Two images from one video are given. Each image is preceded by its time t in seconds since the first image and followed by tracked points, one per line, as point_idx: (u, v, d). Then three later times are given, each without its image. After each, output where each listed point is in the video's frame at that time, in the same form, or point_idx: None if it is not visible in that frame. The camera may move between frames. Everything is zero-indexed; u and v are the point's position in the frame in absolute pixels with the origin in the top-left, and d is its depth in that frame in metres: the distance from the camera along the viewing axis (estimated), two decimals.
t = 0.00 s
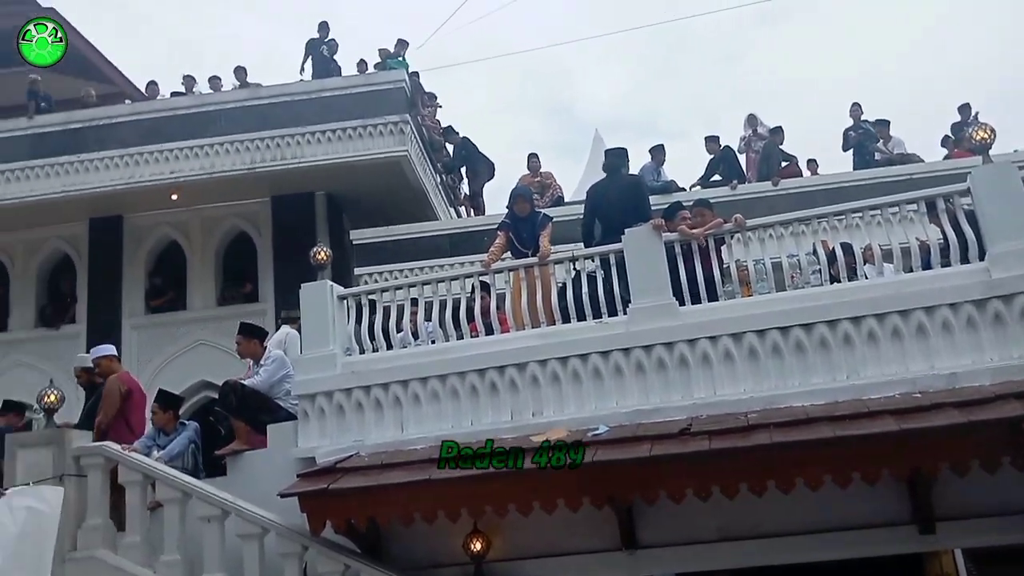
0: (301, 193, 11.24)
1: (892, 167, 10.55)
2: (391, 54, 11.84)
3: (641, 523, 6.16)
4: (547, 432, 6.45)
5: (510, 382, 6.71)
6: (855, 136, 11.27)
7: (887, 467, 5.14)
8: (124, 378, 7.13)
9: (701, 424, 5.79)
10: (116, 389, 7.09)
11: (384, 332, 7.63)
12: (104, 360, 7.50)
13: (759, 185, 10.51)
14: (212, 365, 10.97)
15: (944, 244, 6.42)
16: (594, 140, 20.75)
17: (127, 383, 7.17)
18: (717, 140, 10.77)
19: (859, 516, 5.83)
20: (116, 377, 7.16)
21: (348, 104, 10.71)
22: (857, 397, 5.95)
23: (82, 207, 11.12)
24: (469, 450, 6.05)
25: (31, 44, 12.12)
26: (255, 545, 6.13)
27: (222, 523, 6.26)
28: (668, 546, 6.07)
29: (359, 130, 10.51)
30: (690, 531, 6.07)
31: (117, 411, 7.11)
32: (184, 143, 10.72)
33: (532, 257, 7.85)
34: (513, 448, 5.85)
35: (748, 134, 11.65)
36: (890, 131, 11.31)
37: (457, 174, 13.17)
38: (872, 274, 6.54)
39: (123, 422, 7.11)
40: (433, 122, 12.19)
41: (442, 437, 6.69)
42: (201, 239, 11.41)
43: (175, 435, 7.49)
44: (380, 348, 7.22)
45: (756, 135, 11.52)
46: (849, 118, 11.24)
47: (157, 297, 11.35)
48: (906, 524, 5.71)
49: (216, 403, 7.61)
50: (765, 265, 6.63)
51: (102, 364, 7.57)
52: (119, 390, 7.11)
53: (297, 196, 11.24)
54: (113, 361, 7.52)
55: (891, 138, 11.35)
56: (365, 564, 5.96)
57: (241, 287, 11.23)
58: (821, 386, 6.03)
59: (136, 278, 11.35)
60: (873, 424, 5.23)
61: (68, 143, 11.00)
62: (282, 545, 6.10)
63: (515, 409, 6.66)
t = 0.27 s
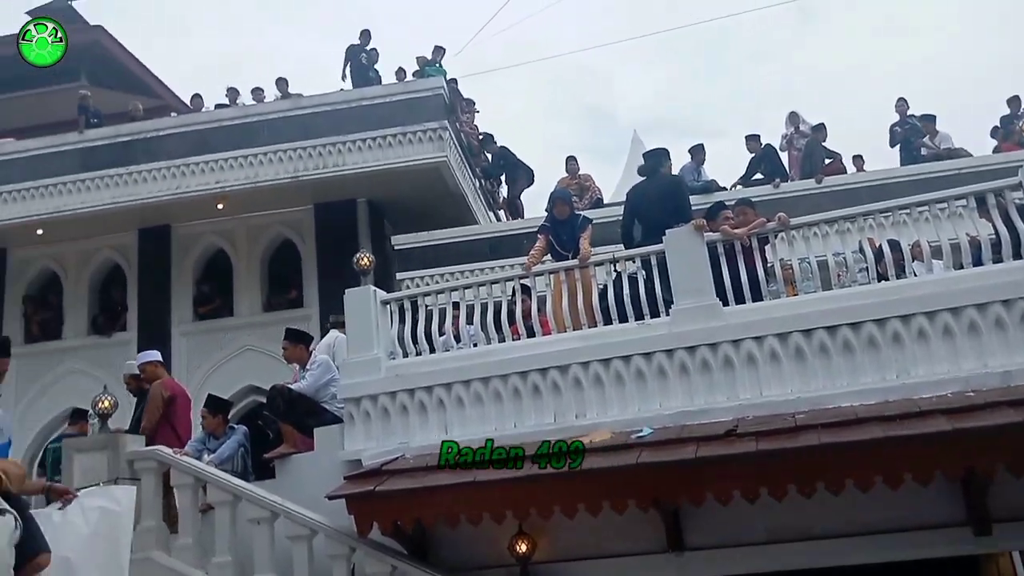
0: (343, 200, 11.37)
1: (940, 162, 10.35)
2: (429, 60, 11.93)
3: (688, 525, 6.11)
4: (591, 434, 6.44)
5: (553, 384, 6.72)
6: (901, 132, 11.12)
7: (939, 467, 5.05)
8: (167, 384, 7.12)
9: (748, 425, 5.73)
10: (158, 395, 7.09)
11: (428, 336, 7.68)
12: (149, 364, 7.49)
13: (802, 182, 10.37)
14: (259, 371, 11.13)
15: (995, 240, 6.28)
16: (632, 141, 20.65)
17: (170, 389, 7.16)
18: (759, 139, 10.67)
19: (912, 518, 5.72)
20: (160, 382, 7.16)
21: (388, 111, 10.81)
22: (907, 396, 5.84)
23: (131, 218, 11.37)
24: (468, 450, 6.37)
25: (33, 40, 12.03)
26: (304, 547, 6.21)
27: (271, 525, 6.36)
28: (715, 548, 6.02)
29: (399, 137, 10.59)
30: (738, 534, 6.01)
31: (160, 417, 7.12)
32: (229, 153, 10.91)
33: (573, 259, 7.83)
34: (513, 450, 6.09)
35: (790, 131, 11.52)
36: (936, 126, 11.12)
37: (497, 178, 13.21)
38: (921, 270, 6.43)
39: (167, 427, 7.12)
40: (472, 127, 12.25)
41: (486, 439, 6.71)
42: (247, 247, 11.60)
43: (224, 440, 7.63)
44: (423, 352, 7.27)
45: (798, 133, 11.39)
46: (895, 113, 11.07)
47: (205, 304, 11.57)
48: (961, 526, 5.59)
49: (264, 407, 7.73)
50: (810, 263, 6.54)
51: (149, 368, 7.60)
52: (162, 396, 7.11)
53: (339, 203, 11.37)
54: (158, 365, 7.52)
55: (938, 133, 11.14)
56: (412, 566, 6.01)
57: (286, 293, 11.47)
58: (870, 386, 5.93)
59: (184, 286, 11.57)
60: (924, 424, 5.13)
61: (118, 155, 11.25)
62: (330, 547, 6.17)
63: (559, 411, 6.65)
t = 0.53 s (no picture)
0: (381, 207, 11.46)
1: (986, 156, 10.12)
2: (464, 65, 11.97)
3: (731, 529, 6.06)
4: (631, 438, 6.41)
5: (591, 388, 6.70)
6: (946, 127, 10.92)
7: (988, 471, 4.94)
8: (207, 390, 7.23)
9: (791, 429, 5.66)
10: (198, 401, 7.19)
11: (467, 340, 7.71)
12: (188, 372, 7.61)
13: (844, 180, 10.21)
14: (301, 376, 11.27)
15: None
16: (670, 141, 20.48)
17: (210, 395, 7.27)
18: (798, 137, 10.53)
19: (962, 522, 5.61)
20: (200, 389, 7.27)
21: (424, 117, 10.87)
22: (955, 397, 5.73)
23: (175, 227, 11.57)
24: (467, 450, 6.59)
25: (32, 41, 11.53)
26: (347, 551, 6.28)
27: (314, 530, 6.44)
28: (758, 553, 5.95)
29: (435, 142, 10.65)
30: (782, 539, 5.94)
31: (200, 423, 7.22)
32: (268, 161, 11.06)
33: (610, 262, 7.78)
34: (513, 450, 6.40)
35: (831, 129, 11.36)
36: (981, 120, 10.88)
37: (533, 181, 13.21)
38: (967, 269, 6.30)
39: (207, 433, 7.21)
40: (508, 132, 12.27)
41: (526, 443, 6.72)
42: (288, 254, 11.75)
43: (267, 445, 7.75)
44: (462, 356, 7.31)
45: (838, 130, 11.22)
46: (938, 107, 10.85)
47: (247, 311, 11.73)
48: (1013, 531, 5.47)
49: (306, 413, 7.82)
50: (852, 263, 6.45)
51: (187, 376, 7.72)
52: (202, 402, 7.22)
53: (377, 209, 11.46)
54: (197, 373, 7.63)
55: (984, 127, 10.90)
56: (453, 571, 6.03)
57: (326, 299, 11.59)
58: (916, 387, 5.83)
59: (226, 293, 11.75)
60: (972, 427, 5.03)
61: (161, 165, 11.46)
62: (372, 551, 6.22)
63: (598, 415, 6.64)
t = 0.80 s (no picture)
0: (416, 213, 11.53)
1: None
2: (497, 70, 12.01)
3: (773, 534, 5.99)
4: (669, 441, 6.38)
5: (628, 391, 6.68)
6: (988, 122, 10.70)
7: None
8: (241, 397, 7.32)
9: (833, 432, 5.59)
10: (232, 407, 7.28)
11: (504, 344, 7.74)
12: (223, 379, 7.70)
13: (883, 178, 10.06)
14: (340, 381, 11.37)
15: None
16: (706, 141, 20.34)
17: (244, 402, 7.36)
18: (836, 135, 10.40)
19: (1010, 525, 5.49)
20: (234, 396, 7.36)
21: (457, 123, 10.92)
22: (1002, 398, 5.62)
23: (215, 236, 11.75)
24: (468, 450, 6.94)
25: (31, 43, 10.22)
26: (387, 555, 6.32)
27: (355, 534, 6.50)
28: (801, 558, 5.88)
29: (469, 148, 10.70)
30: (825, 543, 5.86)
31: (235, 430, 7.29)
32: (305, 170, 11.19)
33: (647, 264, 7.78)
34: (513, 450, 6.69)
35: (869, 126, 11.20)
36: None
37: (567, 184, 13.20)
38: (1011, 267, 6.19)
39: (242, 439, 7.28)
40: (541, 136, 12.28)
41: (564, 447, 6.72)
42: (326, 261, 11.87)
43: (308, 450, 7.85)
44: (499, 361, 7.34)
45: (877, 127, 11.06)
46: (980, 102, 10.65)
47: (287, 317, 11.87)
48: None
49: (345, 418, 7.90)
50: (894, 263, 6.36)
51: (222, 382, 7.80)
52: (236, 409, 7.30)
53: (413, 215, 11.54)
54: (232, 381, 7.73)
55: None
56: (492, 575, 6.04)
57: (363, 305, 11.69)
58: (961, 388, 5.73)
59: (266, 300, 11.90)
60: (1020, 429, 4.93)
61: (201, 175, 11.65)
62: (412, 555, 6.26)
63: (635, 419, 6.61)
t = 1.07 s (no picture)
0: (447, 219, 11.58)
1: None
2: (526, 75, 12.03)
3: (808, 540, 5.93)
4: (702, 447, 6.34)
5: (661, 397, 6.65)
6: None
7: None
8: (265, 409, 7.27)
9: (868, 437, 5.51)
10: (257, 420, 7.25)
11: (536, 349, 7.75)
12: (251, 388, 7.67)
13: (919, 178, 9.90)
14: (372, 387, 11.44)
15: None
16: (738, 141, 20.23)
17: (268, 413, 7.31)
18: (870, 136, 10.27)
19: None
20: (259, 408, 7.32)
21: (487, 128, 10.95)
22: None
23: (248, 243, 11.90)
24: (467, 450, 7.17)
25: (31, 43, 10.30)
26: (419, 560, 6.34)
27: (388, 539, 6.53)
28: (836, 565, 5.80)
29: (499, 153, 10.72)
30: (861, 550, 5.78)
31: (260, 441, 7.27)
32: (337, 177, 11.29)
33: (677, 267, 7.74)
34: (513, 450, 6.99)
35: (904, 126, 11.04)
36: None
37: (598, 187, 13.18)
38: None
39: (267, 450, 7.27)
40: (571, 140, 12.27)
41: (596, 453, 6.71)
42: (358, 268, 11.98)
43: (341, 455, 7.91)
44: (530, 366, 7.35)
45: (913, 127, 10.90)
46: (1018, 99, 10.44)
47: (320, 323, 11.98)
48: None
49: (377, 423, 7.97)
50: (931, 265, 6.26)
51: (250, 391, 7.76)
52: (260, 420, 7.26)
53: (443, 221, 11.59)
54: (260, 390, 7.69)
55: None
56: None
57: (395, 310, 11.76)
58: (1002, 393, 5.63)
59: (299, 306, 12.01)
60: None
61: (234, 183, 11.80)
62: (444, 560, 6.27)
63: (668, 424, 6.58)
